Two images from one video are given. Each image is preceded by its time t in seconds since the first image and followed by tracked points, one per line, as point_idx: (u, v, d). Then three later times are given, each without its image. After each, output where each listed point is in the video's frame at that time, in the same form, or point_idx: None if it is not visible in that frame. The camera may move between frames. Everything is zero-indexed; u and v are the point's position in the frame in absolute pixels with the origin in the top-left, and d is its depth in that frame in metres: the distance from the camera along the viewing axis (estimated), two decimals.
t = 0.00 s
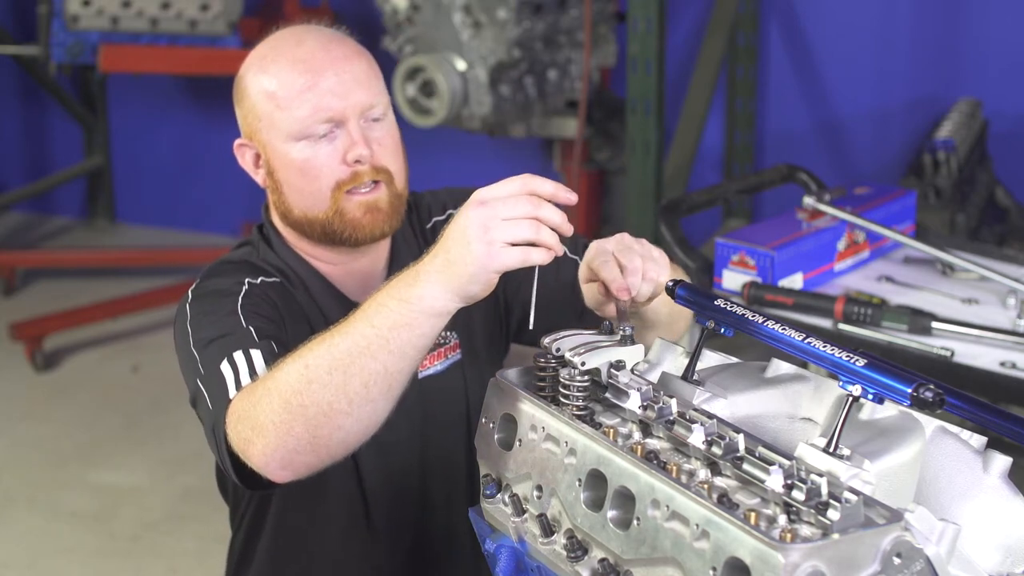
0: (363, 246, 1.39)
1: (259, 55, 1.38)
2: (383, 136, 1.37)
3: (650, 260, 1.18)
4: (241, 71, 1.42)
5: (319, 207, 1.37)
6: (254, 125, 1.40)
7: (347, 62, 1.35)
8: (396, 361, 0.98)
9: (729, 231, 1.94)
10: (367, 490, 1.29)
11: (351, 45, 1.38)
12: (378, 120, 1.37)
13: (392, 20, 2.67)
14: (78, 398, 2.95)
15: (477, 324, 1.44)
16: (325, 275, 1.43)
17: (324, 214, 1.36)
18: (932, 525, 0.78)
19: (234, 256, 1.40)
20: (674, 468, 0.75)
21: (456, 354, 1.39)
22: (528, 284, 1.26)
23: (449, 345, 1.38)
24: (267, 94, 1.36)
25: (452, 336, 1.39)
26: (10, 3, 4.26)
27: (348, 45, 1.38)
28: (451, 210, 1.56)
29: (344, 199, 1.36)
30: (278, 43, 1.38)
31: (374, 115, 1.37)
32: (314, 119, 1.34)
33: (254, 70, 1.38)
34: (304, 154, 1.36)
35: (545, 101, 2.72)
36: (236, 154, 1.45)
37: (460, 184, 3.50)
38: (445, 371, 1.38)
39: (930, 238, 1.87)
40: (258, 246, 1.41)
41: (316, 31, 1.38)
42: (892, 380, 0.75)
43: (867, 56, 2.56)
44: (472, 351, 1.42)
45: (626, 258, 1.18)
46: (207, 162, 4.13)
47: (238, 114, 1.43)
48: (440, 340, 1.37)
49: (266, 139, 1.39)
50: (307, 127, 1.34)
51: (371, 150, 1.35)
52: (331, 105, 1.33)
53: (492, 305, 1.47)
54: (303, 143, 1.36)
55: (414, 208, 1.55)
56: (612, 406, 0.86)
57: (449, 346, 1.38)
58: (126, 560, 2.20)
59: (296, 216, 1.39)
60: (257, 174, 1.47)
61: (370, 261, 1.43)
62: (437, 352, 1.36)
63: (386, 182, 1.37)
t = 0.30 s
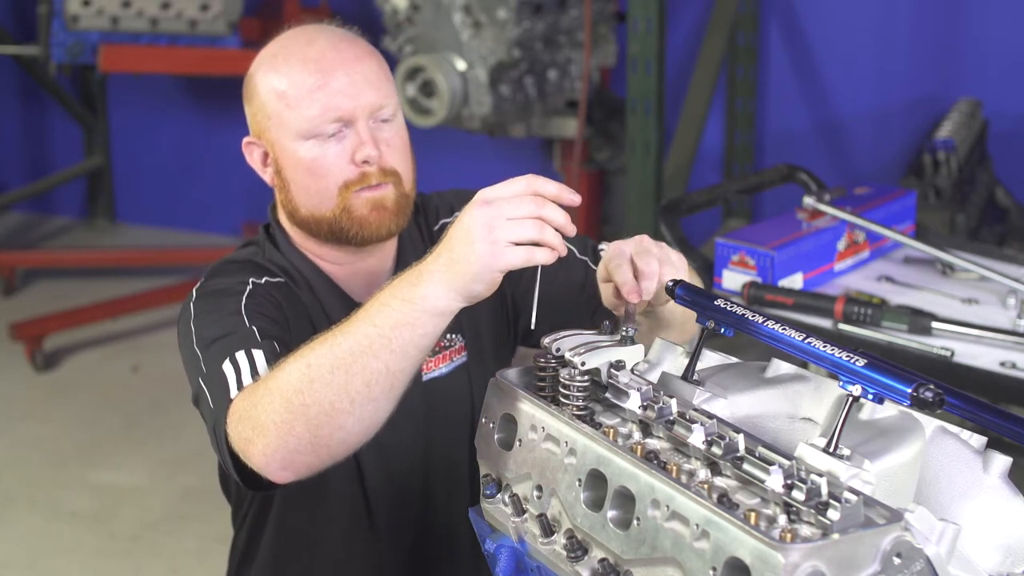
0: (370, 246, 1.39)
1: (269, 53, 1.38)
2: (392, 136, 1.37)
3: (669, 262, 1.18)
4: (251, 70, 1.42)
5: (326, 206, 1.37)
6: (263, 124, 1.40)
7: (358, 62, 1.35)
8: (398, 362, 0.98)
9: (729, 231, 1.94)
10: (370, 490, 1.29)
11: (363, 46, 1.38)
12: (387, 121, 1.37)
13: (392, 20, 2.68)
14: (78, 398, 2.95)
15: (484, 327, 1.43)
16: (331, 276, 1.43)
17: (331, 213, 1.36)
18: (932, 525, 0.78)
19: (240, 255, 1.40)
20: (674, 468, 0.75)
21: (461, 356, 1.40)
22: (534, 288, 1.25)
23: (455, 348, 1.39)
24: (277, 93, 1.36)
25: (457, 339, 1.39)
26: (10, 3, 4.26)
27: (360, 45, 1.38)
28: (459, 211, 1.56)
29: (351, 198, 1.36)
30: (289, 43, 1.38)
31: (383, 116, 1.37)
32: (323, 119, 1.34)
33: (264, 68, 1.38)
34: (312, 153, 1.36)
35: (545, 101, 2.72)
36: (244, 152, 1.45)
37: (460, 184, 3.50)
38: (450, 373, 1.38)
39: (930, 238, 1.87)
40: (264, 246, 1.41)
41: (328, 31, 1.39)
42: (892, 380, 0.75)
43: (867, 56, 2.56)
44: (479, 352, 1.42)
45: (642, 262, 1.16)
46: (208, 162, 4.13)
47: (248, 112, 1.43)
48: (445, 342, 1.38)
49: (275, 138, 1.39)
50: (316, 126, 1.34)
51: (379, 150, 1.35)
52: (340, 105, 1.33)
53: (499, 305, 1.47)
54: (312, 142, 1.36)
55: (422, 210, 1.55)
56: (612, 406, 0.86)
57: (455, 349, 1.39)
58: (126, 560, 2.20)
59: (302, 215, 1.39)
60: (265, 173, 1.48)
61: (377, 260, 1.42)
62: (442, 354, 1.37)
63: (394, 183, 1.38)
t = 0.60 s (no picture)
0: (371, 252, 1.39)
1: (275, 54, 1.38)
2: (396, 141, 1.37)
3: (670, 267, 1.17)
4: (257, 68, 1.41)
5: (327, 209, 1.37)
6: (267, 124, 1.40)
7: (364, 66, 1.35)
8: (404, 363, 0.98)
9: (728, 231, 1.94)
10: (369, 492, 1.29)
11: (369, 48, 1.38)
12: (392, 125, 1.37)
13: (392, 20, 2.68)
14: (78, 398, 2.95)
15: (486, 328, 1.43)
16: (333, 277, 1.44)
17: (333, 216, 1.37)
18: (932, 525, 0.78)
19: (242, 254, 1.40)
20: (674, 468, 0.75)
21: (463, 357, 1.39)
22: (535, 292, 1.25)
23: (455, 348, 1.38)
24: (282, 93, 1.36)
25: (458, 339, 1.39)
26: (10, 3, 4.27)
27: (366, 48, 1.37)
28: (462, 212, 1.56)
29: (353, 203, 1.36)
30: (295, 43, 1.38)
31: (388, 120, 1.36)
32: (327, 122, 1.33)
33: (270, 68, 1.38)
34: (315, 156, 1.36)
35: (545, 101, 2.72)
36: (247, 151, 1.45)
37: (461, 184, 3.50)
38: (451, 374, 1.38)
39: (930, 238, 1.87)
40: (266, 246, 1.41)
41: (334, 33, 1.38)
42: (893, 381, 0.75)
43: (867, 56, 2.56)
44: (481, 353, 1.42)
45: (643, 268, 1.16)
46: (208, 162, 4.14)
47: (253, 111, 1.43)
48: (446, 343, 1.37)
49: (278, 138, 1.39)
50: (320, 129, 1.34)
51: (383, 155, 1.35)
52: (345, 109, 1.33)
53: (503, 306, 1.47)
54: (316, 144, 1.35)
55: (425, 210, 1.55)
56: (612, 406, 0.86)
57: (455, 349, 1.38)
58: (126, 560, 2.20)
59: (304, 217, 1.39)
60: (268, 172, 1.47)
61: (377, 263, 1.42)
62: (443, 355, 1.36)
63: (396, 187, 1.38)
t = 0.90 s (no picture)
0: (381, 246, 1.39)
1: (291, 50, 1.38)
2: (410, 139, 1.37)
3: (669, 265, 1.18)
4: (272, 63, 1.41)
5: (340, 205, 1.37)
6: (281, 118, 1.40)
7: (379, 64, 1.35)
8: (442, 348, 0.97)
9: (728, 231, 1.94)
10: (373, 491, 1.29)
11: (385, 46, 1.38)
12: (406, 123, 1.37)
13: (392, 20, 2.68)
14: (78, 398, 2.95)
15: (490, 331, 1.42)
16: (343, 272, 1.43)
17: (345, 212, 1.37)
18: (932, 525, 0.78)
19: (253, 248, 1.40)
20: (674, 468, 0.75)
21: (469, 357, 1.37)
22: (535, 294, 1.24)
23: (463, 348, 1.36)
24: (297, 88, 1.36)
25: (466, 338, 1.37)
26: (10, 3, 4.27)
27: (383, 46, 1.37)
28: (469, 213, 1.56)
29: (366, 198, 1.36)
30: (312, 39, 1.38)
31: (402, 118, 1.36)
32: (341, 118, 1.33)
33: (285, 63, 1.38)
34: (328, 152, 1.36)
35: (545, 101, 2.72)
36: (260, 145, 1.45)
37: (461, 185, 3.50)
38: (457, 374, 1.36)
39: (930, 237, 1.87)
40: (278, 240, 1.41)
41: (350, 30, 1.38)
42: (893, 381, 0.75)
43: (867, 56, 2.56)
44: (488, 355, 1.42)
45: (642, 265, 1.16)
46: (208, 161, 4.14)
47: (266, 105, 1.43)
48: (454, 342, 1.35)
49: (291, 133, 1.39)
50: (334, 124, 1.34)
51: (396, 153, 1.35)
52: (359, 105, 1.33)
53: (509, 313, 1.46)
54: (329, 140, 1.35)
55: (432, 211, 1.55)
56: (612, 406, 0.86)
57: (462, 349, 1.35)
58: (126, 560, 2.20)
59: (315, 212, 1.39)
60: (280, 166, 1.47)
61: (388, 260, 1.43)
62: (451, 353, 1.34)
63: (409, 185, 1.37)
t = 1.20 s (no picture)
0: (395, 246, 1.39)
1: (310, 47, 1.38)
2: (425, 141, 1.37)
3: (670, 266, 1.18)
4: (289, 59, 1.41)
5: (353, 203, 1.37)
6: (297, 114, 1.40)
7: (398, 64, 1.35)
8: (442, 354, 0.97)
9: (728, 231, 1.94)
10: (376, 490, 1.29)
11: (404, 47, 1.38)
12: (422, 125, 1.37)
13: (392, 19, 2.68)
14: (78, 398, 2.95)
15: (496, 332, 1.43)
16: (353, 271, 1.43)
17: (359, 211, 1.36)
18: (932, 525, 0.78)
19: (262, 244, 1.39)
20: (674, 468, 0.75)
21: (475, 357, 1.37)
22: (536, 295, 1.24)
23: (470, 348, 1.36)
24: (314, 85, 1.36)
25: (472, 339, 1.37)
26: (10, 3, 4.27)
27: (402, 47, 1.38)
28: (478, 214, 1.56)
29: (379, 197, 1.36)
30: (332, 37, 1.38)
31: (418, 119, 1.36)
32: (358, 115, 1.34)
33: (304, 61, 1.38)
34: (343, 149, 1.36)
35: (545, 101, 2.71)
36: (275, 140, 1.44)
37: (460, 185, 3.50)
38: (462, 375, 1.36)
39: (930, 238, 1.87)
40: (286, 237, 1.41)
41: (370, 30, 1.39)
42: (893, 381, 0.75)
43: (867, 56, 2.56)
44: (494, 356, 1.42)
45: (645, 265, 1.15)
46: (208, 161, 4.14)
47: (283, 101, 1.42)
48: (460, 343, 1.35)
49: (307, 129, 1.38)
50: (350, 122, 1.34)
51: (411, 153, 1.35)
52: (377, 104, 1.33)
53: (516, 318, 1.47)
54: (345, 138, 1.35)
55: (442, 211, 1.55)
56: (612, 406, 0.86)
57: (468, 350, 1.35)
58: (126, 560, 2.20)
59: (327, 209, 1.39)
60: (293, 163, 1.47)
61: (397, 261, 1.43)
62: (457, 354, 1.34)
63: (422, 186, 1.38)
